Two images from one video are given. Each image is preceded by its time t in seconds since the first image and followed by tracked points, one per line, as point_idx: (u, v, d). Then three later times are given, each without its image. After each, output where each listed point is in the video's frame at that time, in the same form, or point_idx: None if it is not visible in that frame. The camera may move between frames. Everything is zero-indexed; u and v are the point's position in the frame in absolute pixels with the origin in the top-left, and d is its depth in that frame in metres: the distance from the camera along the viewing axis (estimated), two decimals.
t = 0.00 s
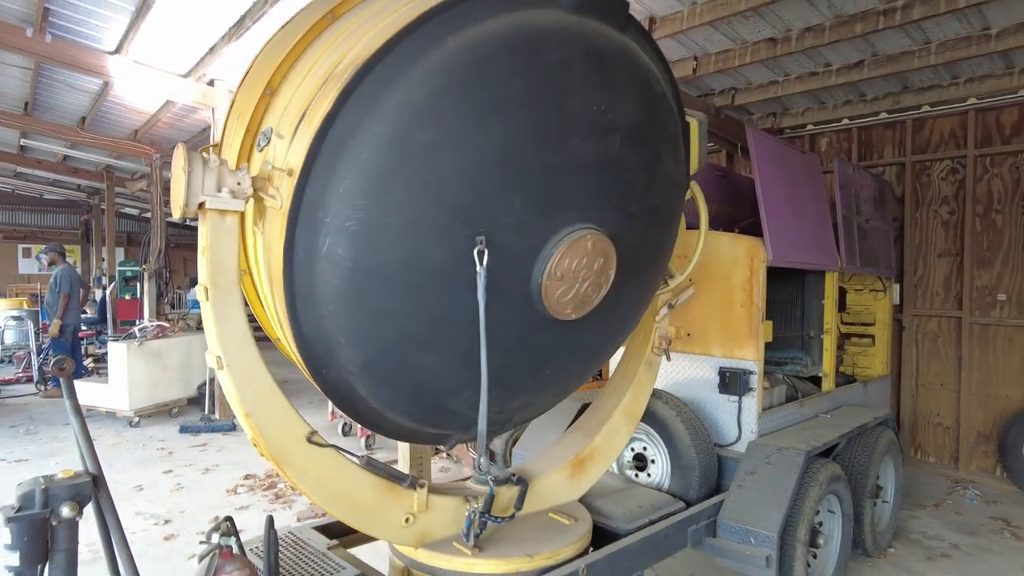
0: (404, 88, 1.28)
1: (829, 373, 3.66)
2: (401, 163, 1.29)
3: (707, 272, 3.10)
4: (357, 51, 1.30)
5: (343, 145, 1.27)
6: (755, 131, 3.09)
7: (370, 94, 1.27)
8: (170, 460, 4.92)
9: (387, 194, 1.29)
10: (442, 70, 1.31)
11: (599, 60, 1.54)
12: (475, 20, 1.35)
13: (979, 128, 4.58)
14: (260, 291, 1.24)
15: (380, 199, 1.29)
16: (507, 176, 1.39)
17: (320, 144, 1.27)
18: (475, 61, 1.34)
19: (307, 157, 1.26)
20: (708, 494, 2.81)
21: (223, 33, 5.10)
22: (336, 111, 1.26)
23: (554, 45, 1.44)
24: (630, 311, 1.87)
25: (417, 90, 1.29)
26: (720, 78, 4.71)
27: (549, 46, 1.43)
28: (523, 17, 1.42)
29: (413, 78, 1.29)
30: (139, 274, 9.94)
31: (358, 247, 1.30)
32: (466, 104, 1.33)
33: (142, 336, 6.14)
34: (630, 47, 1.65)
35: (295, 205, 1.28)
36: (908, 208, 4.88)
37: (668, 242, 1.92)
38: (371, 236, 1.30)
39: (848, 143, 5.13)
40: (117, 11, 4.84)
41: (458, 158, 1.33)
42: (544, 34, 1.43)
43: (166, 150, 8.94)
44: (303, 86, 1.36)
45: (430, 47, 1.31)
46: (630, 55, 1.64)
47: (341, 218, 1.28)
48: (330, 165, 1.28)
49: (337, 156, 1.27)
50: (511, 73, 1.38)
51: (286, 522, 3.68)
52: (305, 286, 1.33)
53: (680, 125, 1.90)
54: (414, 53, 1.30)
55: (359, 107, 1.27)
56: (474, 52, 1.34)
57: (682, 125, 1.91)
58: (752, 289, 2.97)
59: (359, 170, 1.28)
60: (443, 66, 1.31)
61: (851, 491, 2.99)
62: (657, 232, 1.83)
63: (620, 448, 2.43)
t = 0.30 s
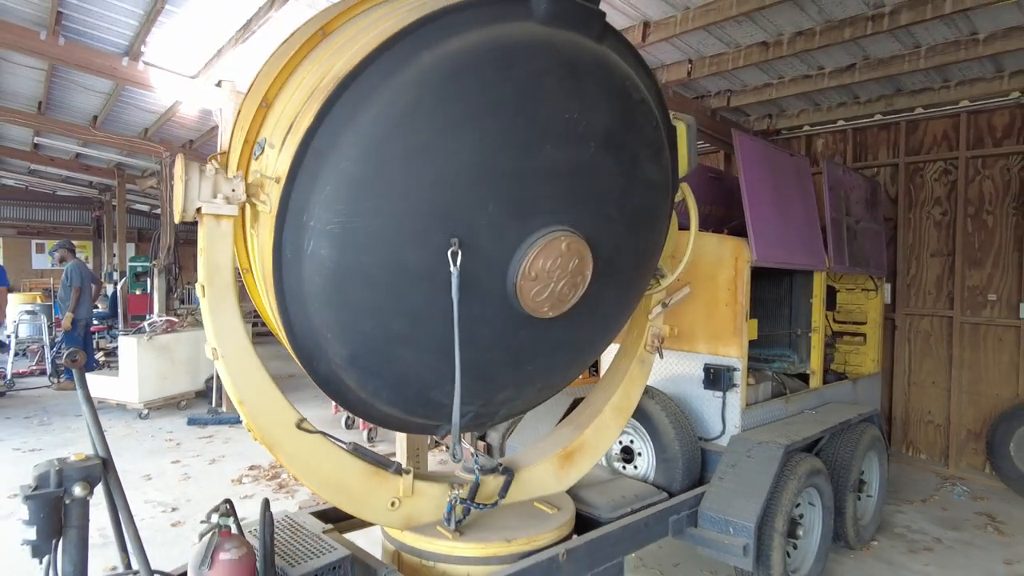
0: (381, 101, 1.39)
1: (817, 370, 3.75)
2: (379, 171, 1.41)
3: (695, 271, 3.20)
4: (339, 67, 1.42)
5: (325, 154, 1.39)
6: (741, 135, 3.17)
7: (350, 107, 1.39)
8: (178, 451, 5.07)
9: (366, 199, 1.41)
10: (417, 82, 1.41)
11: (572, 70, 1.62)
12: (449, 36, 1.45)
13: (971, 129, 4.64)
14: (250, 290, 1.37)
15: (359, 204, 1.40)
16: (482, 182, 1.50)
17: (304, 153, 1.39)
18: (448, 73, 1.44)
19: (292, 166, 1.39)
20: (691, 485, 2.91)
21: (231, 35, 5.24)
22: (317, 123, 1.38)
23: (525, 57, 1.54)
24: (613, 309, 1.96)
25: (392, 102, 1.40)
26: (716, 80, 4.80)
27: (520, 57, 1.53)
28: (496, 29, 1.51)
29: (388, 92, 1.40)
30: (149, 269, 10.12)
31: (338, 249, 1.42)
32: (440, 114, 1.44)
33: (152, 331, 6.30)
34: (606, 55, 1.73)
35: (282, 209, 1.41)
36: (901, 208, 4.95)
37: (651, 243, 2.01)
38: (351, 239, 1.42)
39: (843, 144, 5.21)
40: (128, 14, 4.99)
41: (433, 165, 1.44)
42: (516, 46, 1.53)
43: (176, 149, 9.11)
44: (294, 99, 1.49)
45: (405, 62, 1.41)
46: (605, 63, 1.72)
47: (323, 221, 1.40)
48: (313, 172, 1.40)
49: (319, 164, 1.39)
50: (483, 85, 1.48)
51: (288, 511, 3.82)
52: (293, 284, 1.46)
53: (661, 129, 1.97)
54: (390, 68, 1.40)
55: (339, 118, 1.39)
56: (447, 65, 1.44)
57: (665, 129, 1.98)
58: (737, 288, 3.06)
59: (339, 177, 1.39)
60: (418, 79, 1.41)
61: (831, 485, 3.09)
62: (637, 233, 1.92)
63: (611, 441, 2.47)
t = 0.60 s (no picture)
0: (361, 111, 1.53)
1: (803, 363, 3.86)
2: (361, 175, 1.54)
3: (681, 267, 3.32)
4: (324, 80, 1.56)
5: (311, 160, 1.53)
6: (727, 134, 3.28)
7: (333, 117, 1.52)
8: (187, 440, 5.23)
9: (348, 202, 1.55)
10: (395, 93, 1.55)
11: (544, 77, 1.74)
12: (424, 48, 1.58)
13: (960, 128, 4.72)
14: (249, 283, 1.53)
15: (343, 206, 1.54)
16: (458, 184, 1.63)
17: (292, 160, 1.53)
18: (424, 83, 1.57)
19: (281, 171, 1.53)
20: (674, 472, 3.04)
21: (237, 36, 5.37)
22: (302, 132, 1.52)
23: (498, 66, 1.66)
24: (598, 303, 2.06)
25: (371, 111, 1.53)
26: (710, 79, 4.90)
27: (493, 66, 1.65)
28: (471, 41, 1.63)
29: (367, 102, 1.53)
30: (159, 264, 10.31)
31: (326, 247, 1.56)
32: (416, 121, 1.57)
33: (161, 324, 6.47)
34: (582, 61, 1.83)
35: (273, 211, 1.56)
36: (892, 205, 5.04)
37: (635, 239, 2.10)
38: (336, 238, 1.56)
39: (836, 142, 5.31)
40: (137, 16, 5.14)
41: (411, 169, 1.57)
42: (489, 56, 1.65)
43: (184, 146, 9.28)
44: (287, 109, 1.64)
45: (383, 73, 1.54)
46: (579, 68, 1.83)
47: (311, 223, 1.55)
48: (301, 177, 1.54)
49: (306, 170, 1.53)
50: (458, 93, 1.61)
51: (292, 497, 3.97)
52: (286, 280, 1.60)
53: (642, 130, 2.07)
54: (369, 79, 1.53)
55: (323, 128, 1.52)
56: (422, 76, 1.57)
57: (645, 129, 2.08)
58: (720, 283, 3.19)
59: (324, 181, 1.54)
60: (396, 90, 1.55)
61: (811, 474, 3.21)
62: (619, 230, 2.02)
63: (600, 432, 2.55)
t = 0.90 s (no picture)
0: (354, 124, 1.68)
1: (795, 359, 3.98)
2: (355, 183, 1.71)
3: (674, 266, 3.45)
4: (322, 96, 1.71)
5: (310, 170, 1.69)
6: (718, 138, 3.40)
7: (328, 130, 1.68)
8: (202, 432, 5.43)
9: (345, 208, 1.71)
10: (385, 107, 1.70)
11: (526, 88, 1.88)
12: (413, 65, 1.73)
13: (955, 128, 4.81)
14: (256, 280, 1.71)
15: (340, 211, 1.71)
16: (445, 190, 1.78)
17: (292, 170, 1.69)
18: (412, 98, 1.72)
19: (283, 180, 1.70)
20: (665, 462, 3.18)
21: (249, 42, 5.54)
22: (301, 144, 1.68)
23: (481, 80, 1.80)
24: (587, 303, 2.18)
25: (364, 125, 1.69)
26: (708, 82, 5.01)
27: (476, 80, 1.80)
28: (456, 57, 1.77)
29: (359, 116, 1.69)
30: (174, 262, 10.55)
31: (324, 249, 1.73)
32: (405, 134, 1.72)
33: (177, 320, 6.68)
34: (564, 71, 1.97)
35: (277, 216, 1.72)
36: (888, 204, 5.13)
37: (626, 241, 2.22)
38: (333, 240, 1.73)
39: (835, 142, 5.41)
40: (153, 23, 5.33)
41: (400, 178, 1.73)
42: (474, 71, 1.79)
43: (199, 147, 9.49)
44: (292, 122, 1.80)
45: (373, 89, 1.69)
46: (562, 79, 1.96)
47: (311, 227, 1.72)
48: (301, 186, 1.70)
49: (306, 179, 1.70)
50: (444, 105, 1.76)
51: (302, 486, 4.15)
52: (290, 278, 1.78)
53: (629, 134, 2.18)
54: (361, 95, 1.69)
55: (320, 140, 1.68)
56: (409, 92, 1.72)
57: (633, 133, 2.19)
58: (711, 282, 3.32)
59: (322, 189, 1.70)
60: (385, 105, 1.70)
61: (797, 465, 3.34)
62: (608, 232, 2.14)
63: (595, 425, 2.63)
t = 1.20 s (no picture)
0: (356, 132, 1.84)
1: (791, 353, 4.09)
2: (357, 186, 1.85)
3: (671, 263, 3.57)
4: (327, 105, 1.87)
5: (317, 174, 1.85)
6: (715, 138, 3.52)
7: (334, 137, 1.84)
8: (217, 423, 5.60)
9: (348, 209, 1.86)
10: (383, 115, 1.84)
11: (518, 95, 2.00)
12: (410, 76, 1.87)
13: (953, 127, 4.89)
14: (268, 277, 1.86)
15: (343, 212, 1.86)
16: (442, 192, 1.91)
17: (301, 174, 1.85)
18: (408, 105, 1.86)
19: (292, 183, 1.86)
20: (662, 451, 3.31)
21: (261, 43, 5.67)
22: (309, 151, 1.83)
23: (474, 88, 1.93)
24: (584, 298, 2.29)
25: (365, 132, 1.84)
26: (709, 82, 5.11)
27: (469, 88, 1.93)
28: (449, 67, 1.91)
29: (360, 124, 1.84)
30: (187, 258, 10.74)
31: (330, 247, 1.88)
32: (402, 139, 1.86)
33: (191, 315, 6.86)
34: (557, 75, 2.09)
35: (287, 217, 1.88)
36: (887, 201, 5.22)
37: (622, 240, 2.32)
38: (338, 239, 1.87)
39: (835, 141, 5.49)
40: (168, 26, 5.48)
41: (398, 180, 1.87)
42: (467, 79, 1.93)
43: (211, 145, 9.65)
44: (302, 129, 1.96)
45: (374, 98, 1.84)
46: (556, 84, 2.08)
47: (318, 226, 1.87)
48: (308, 189, 1.87)
49: (313, 182, 1.86)
50: (439, 112, 1.89)
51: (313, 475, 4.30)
52: (300, 274, 1.93)
53: (624, 136, 2.28)
54: (362, 104, 1.84)
55: (325, 147, 1.84)
56: (406, 99, 1.86)
57: (628, 135, 2.29)
58: (707, 278, 3.43)
59: (327, 192, 1.86)
60: (383, 112, 1.84)
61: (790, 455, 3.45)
62: (604, 231, 2.24)
63: (596, 417, 2.73)
